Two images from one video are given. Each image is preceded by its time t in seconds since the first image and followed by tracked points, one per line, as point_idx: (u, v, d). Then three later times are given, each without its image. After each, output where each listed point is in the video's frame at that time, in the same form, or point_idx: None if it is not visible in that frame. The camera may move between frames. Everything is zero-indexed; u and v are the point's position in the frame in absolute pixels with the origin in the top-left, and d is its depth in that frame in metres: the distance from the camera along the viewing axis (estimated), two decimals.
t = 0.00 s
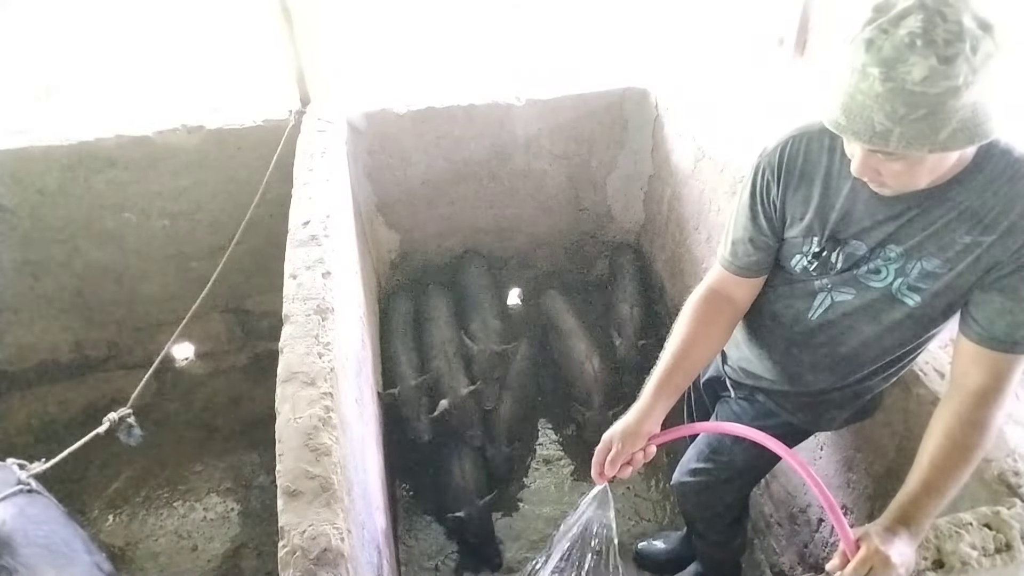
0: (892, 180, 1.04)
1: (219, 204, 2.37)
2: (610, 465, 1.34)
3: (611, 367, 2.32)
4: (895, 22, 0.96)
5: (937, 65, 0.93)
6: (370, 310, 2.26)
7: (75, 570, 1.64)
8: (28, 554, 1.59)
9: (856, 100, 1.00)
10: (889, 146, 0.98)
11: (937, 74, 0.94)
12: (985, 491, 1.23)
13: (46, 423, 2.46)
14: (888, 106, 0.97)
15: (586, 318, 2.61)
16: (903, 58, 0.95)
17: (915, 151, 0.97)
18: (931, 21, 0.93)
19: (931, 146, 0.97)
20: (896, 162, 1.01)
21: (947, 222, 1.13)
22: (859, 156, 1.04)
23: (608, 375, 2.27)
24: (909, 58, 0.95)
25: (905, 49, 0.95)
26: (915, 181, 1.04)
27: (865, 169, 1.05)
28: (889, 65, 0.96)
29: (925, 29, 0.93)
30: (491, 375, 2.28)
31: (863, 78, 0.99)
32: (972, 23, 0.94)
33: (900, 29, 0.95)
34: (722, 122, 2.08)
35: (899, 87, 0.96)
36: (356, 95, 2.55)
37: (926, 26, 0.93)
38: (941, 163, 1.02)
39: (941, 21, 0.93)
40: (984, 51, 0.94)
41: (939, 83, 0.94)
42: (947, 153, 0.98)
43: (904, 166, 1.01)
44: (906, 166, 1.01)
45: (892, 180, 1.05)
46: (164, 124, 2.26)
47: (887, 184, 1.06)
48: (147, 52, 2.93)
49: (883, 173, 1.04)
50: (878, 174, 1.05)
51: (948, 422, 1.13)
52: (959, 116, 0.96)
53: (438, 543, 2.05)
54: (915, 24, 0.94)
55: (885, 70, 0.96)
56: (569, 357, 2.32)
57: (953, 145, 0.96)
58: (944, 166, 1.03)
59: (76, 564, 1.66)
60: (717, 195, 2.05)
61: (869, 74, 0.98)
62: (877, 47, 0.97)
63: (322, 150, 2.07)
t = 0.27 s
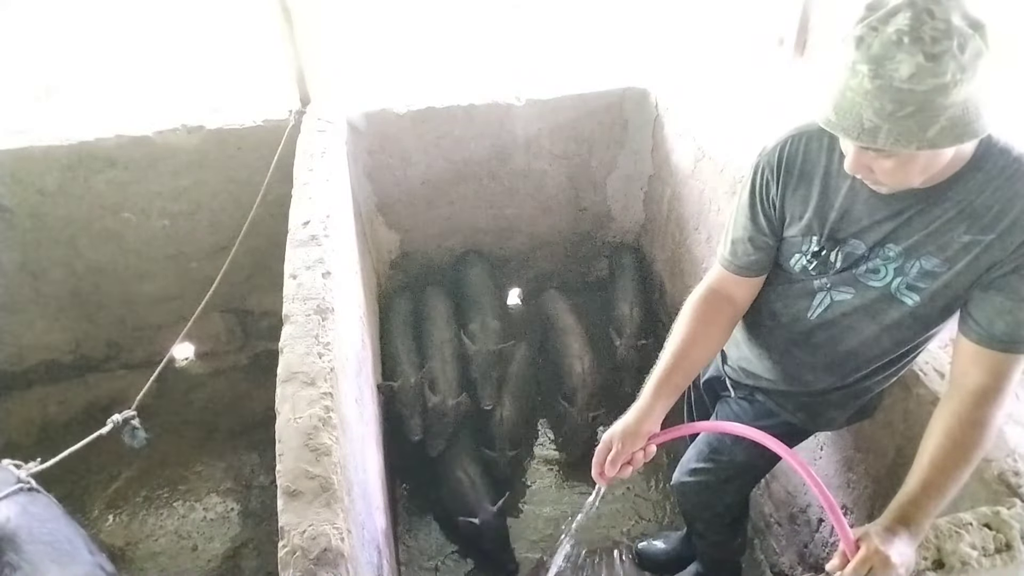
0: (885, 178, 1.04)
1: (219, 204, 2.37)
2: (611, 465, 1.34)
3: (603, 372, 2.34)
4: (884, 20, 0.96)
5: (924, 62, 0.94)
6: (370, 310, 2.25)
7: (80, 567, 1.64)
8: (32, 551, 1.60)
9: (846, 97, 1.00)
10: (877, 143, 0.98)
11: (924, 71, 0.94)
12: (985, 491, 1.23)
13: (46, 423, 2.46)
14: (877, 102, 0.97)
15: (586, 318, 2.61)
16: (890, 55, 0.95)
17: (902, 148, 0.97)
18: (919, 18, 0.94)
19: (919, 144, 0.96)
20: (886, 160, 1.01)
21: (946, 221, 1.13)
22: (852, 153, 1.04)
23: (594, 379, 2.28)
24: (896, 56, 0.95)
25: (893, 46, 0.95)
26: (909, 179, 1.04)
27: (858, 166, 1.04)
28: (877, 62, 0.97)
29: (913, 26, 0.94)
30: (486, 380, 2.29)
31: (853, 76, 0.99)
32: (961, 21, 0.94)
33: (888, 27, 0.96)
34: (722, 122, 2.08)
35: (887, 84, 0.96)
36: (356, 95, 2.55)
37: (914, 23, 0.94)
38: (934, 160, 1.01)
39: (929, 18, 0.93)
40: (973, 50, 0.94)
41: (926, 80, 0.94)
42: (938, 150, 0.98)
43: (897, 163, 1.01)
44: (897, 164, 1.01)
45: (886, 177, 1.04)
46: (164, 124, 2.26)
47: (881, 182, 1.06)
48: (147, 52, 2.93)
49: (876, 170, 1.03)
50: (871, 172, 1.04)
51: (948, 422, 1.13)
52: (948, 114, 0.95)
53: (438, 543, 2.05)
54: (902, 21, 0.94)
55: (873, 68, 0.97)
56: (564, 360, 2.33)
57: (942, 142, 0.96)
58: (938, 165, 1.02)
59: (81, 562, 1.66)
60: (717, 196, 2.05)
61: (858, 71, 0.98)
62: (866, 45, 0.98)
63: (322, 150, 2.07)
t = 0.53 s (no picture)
0: (891, 174, 1.04)
1: (219, 204, 2.37)
2: (611, 465, 1.34)
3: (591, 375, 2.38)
4: (895, 10, 0.96)
5: (937, 51, 0.94)
6: (370, 311, 2.25)
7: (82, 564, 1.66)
8: (34, 548, 1.60)
9: (856, 88, 1.00)
10: (890, 134, 0.98)
11: (937, 60, 0.94)
12: (985, 491, 1.23)
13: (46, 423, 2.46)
14: (889, 92, 0.97)
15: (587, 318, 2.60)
16: (902, 45, 0.95)
17: (914, 138, 0.97)
18: (930, 8, 0.93)
19: (931, 134, 0.97)
20: (894, 153, 1.01)
21: (945, 221, 1.13)
22: (858, 149, 1.04)
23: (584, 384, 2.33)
24: (909, 45, 0.95)
25: (904, 35, 0.95)
26: (914, 177, 1.03)
27: (864, 162, 1.04)
28: (889, 52, 0.96)
29: (924, 15, 0.93)
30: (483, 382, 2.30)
31: (863, 67, 0.99)
32: (971, 10, 0.94)
33: (899, 16, 0.95)
34: (722, 122, 2.08)
35: (900, 74, 0.96)
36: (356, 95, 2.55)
37: (926, 11, 0.93)
38: (941, 153, 1.01)
39: (940, 7, 0.93)
40: (982, 38, 0.95)
41: (939, 69, 0.94)
42: (948, 140, 0.98)
43: (903, 157, 1.01)
44: (904, 158, 1.01)
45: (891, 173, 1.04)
46: (164, 124, 2.26)
47: (885, 178, 1.06)
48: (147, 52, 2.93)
49: (882, 166, 1.03)
50: (877, 167, 1.04)
51: (947, 422, 1.13)
52: (959, 103, 0.96)
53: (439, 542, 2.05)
54: (913, 10, 0.94)
55: (884, 58, 0.97)
56: (559, 363, 2.36)
57: (954, 132, 0.96)
58: (942, 160, 1.02)
59: (81, 558, 1.67)
60: (717, 196, 2.05)
61: (869, 62, 0.98)
62: (877, 35, 0.97)
63: (322, 150, 2.07)
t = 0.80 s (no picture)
0: (915, 164, 1.02)
1: (220, 204, 2.37)
2: (609, 464, 1.35)
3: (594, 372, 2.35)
4: None
5: (970, 22, 0.94)
6: (370, 311, 2.25)
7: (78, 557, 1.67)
8: (26, 544, 1.59)
9: (887, 70, 0.98)
10: (933, 109, 0.96)
11: (972, 30, 0.94)
12: (985, 491, 1.23)
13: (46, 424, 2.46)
14: (927, 68, 0.95)
15: (587, 317, 2.61)
16: (935, 19, 0.95)
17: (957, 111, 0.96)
18: None
19: (970, 107, 0.96)
20: (925, 136, 1.00)
21: (944, 221, 1.13)
22: (882, 141, 1.02)
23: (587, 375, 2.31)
24: (941, 18, 0.94)
25: (936, 8, 0.95)
26: (935, 167, 1.03)
27: (889, 153, 1.02)
28: (921, 28, 0.95)
29: None
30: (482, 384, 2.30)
31: (891, 47, 0.97)
32: None
33: None
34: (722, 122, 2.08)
35: (935, 49, 0.95)
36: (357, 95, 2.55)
37: None
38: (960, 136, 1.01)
39: None
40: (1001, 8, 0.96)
41: (972, 39, 0.94)
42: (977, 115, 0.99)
43: (933, 141, 1.00)
44: (935, 141, 1.00)
45: (917, 163, 1.02)
46: (164, 124, 2.26)
47: (905, 171, 1.04)
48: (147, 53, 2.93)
49: (909, 155, 1.02)
50: (902, 158, 1.02)
51: (946, 423, 1.13)
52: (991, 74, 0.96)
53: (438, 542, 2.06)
54: None
55: (917, 35, 0.96)
56: (559, 361, 2.35)
57: (989, 103, 0.97)
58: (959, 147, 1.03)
59: (76, 552, 1.68)
60: (717, 196, 2.05)
61: (899, 41, 0.97)
62: (903, 14, 0.96)
63: (322, 150, 2.07)
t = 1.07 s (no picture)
0: (929, 140, 1.01)
1: (219, 204, 2.37)
2: (611, 467, 1.34)
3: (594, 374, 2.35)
4: None
5: None
6: (370, 311, 2.25)
7: (71, 561, 1.68)
8: (22, 543, 1.57)
9: (909, 33, 0.98)
10: (955, 71, 0.97)
11: None
12: (985, 492, 1.23)
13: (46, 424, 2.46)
14: (949, 31, 0.97)
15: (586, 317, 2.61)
16: None
17: (977, 75, 0.97)
18: None
19: (990, 72, 0.98)
20: (940, 107, 1.00)
21: (943, 220, 1.13)
22: (897, 112, 1.02)
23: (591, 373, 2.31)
24: None
25: None
26: (947, 146, 1.02)
27: (902, 125, 1.01)
28: None
29: None
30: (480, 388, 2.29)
31: (912, 12, 0.99)
32: None
33: None
34: (722, 122, 2.09)
35: (956, 13, 0.97)
36: (357, 95, 2.56)
37: None
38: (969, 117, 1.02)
39: None
40: None
41: (991, 8, 0.97)
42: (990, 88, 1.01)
43: (947, 113, 1.00)
44: (951, 111, 1.00)
45: (929, 138, 1.01)
46: (164, 124, 2.26)
47: (914, 151, 1.03)
48: (146, 53, 2.93)
49: (923, 128, 1.01)
50: (915, 132, 1.01)
51: (946, 423, 1.13)
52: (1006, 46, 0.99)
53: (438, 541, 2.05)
54: None
55: None
56: (559, 358, 2.34)
57: (1004, 73, 0.99)
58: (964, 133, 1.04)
59: (69, 555, 1.69)
60: (717, 196, 2.06)
61: (920, 7, 0.99)
62: None
63: (322, 150, 2.07)
